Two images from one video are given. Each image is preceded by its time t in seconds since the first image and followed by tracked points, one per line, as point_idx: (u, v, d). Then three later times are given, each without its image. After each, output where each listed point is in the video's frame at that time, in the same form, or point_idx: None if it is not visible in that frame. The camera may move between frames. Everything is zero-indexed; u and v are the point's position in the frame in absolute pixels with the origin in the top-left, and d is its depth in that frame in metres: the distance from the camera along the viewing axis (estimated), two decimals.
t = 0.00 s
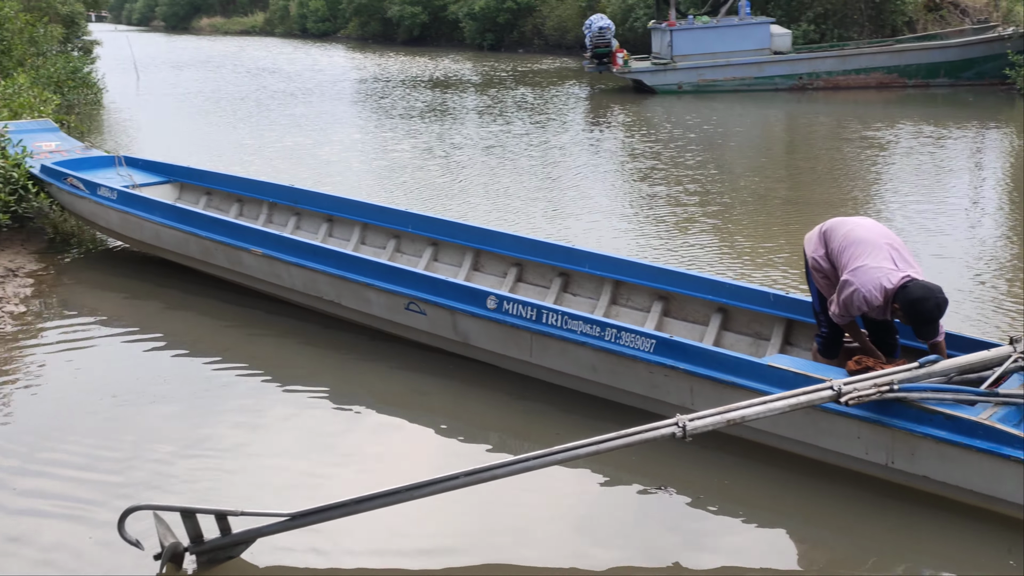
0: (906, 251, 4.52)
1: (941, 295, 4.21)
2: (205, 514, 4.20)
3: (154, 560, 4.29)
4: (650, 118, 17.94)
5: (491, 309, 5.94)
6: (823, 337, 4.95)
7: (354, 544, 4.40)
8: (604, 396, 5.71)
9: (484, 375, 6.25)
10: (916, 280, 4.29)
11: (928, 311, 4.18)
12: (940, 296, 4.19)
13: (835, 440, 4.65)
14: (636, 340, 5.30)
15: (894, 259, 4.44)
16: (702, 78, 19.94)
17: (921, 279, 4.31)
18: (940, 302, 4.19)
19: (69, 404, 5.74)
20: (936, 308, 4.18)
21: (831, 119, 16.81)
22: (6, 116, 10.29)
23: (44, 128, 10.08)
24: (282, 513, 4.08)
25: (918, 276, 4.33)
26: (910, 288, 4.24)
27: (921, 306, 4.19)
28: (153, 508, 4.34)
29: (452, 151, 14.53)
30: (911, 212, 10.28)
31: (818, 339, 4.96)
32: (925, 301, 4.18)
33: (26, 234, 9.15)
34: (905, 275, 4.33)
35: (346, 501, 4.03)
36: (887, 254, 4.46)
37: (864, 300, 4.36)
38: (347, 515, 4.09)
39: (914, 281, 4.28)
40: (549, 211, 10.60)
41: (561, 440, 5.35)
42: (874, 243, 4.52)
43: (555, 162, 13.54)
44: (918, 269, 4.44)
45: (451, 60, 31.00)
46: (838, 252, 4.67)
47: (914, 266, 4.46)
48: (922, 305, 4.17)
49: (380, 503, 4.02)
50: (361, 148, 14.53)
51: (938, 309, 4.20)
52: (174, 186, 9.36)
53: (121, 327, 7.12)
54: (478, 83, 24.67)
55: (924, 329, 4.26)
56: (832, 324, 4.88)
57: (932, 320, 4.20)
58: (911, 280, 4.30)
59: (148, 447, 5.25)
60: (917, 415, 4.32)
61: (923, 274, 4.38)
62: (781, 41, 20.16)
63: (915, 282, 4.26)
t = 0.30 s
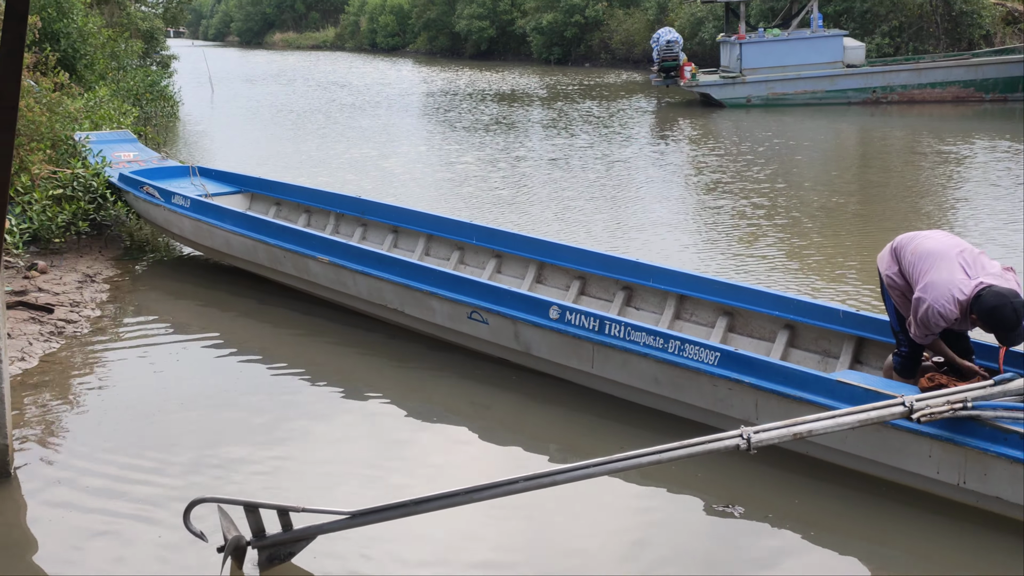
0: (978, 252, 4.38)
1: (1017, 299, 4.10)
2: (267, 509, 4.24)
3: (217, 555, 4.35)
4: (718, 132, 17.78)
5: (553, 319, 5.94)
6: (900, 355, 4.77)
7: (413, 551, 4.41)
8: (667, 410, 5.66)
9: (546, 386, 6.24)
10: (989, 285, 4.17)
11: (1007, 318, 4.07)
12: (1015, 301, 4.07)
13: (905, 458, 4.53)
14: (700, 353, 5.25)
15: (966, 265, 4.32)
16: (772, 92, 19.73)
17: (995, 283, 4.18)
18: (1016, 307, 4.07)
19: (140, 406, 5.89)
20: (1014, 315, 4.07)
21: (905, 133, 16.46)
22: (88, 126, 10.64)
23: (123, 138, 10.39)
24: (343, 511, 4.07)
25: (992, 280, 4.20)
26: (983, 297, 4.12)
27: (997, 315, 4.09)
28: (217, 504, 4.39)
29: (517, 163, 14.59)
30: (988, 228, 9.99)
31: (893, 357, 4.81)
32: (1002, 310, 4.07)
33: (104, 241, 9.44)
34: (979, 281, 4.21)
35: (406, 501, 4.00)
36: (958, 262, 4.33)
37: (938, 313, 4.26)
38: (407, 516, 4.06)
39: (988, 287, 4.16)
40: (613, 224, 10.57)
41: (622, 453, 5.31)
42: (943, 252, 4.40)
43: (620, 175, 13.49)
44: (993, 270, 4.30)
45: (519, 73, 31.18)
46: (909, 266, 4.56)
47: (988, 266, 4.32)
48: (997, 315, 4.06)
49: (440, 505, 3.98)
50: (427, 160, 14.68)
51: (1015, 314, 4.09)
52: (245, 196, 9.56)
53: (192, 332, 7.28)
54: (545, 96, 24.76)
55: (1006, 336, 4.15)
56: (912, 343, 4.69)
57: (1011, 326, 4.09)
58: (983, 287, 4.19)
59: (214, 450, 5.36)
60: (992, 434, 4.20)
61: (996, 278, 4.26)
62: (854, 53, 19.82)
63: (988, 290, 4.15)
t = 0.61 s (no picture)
0: (975, 247, 4.37)
1: (1015, 287, 4.07)
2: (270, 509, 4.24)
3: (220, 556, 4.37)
4: (724, 138, 17.78)
5: (557, 323, 5.94)
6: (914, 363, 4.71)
7: (415, 557, 4.42)
8: (670, 415, 5.66)
9: (550, 392, 6.24)
10: (985, 278, 4.15)
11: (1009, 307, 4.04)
12: (1012, 290, 4.04)
13: (909, 463, 4.52)
14: (703, 356, 5.25)
15: (962, 262, 4.32)
16: (778, 98, 19.72)
17: (992, 275, 4.17)
18: (1015, 295, 4.04)
19: (145, 412, 5.92)
20: (1015, 303, 4.03)
21: (912, 139, 16.46)
22: (95, 133, 10.69)
23: (130, 144, 10.44)
24: (346, 512, 4.08)
25: (989, 272, 4.19)
26: (980, 290, 4.11)
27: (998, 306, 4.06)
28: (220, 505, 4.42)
29: (523, 169, 14.61)
30: (995, 233, 9.97)
31: (908, 365, 4.75)
32: (1001, 300, 4.04)
33: (111, 247, 9.48)
34: (975, 276, 4.21)
35: (409, 503, 4.01)
36: (954, 260, 4.34)
37: (941, 313, 4.24)
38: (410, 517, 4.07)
39: (983, 280, 4.15)
40: (617, 229, 10.58)
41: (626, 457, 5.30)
42: (940, 253, 4.42)
43: (625, 181, 13.50)
44: (991, 261, 4.28)
45: (526, 80, 31.26)
46: (910, 271, 4.57)
47: (985, 259, 4.30)
48: (996, 306, 4.04)
49: (442, 506, 3.99)
50: (433, 166, 14.72)
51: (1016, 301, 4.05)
52: (251, 203, 9.60)
53: (198, 338, 7.32)
54: (551, 102, 24.80)
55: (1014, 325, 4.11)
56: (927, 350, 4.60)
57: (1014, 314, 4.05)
58: (981, 281, 4.16)
59: (219, 455, 5.38)
60: (995, 437, 4.19)
61: (996, 270, 4.22)
62: (860, 59, 19.66)
63: (983, 282, 4.14)
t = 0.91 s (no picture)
0: (889, 239, 4.52)
1: (920, 276, 4.21)
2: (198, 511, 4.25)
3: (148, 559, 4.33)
4: (660, 133, 17.99)
5: (491, 318, 5.98)
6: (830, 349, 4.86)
7: (351, 554, 4.41)
8: (602, 406, 5.74)
9: (484, 385, 6.28)
10: (893, 267, 4.30)
11: (912, 296, 4.19)
12: (917, 278, 4.19)
13: (831, 447, 4.66)
14: (634, 349, 5.33)
15: (874, 253, 4.47)
16: (712, 94, 20.02)
17: (900, 264, 4.31)
18: (920, 284, 4.19)
19: (71, 414, 5.83)
20: (919, 292, 4.18)
21: (842, 134, 16.85)
22: (18, 130, 10.42)
23: (55, 141, 10.20)
24: (276, 512, 4.11)
25: (898, 261, 4.33)
26: (887, 278, 4.26)
27: (902, 294, 4.20)
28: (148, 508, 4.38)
29: (460, 165, 14.61)
30: (919, 225, 10.27)
31: (824, 351, 4.90)
32: (905, 288, 4.19)
33: (36, 246, 9.26)
34: (884, 265, 4.35)
35: (340, 501, 4.06)
36: (867, 251, 4.49)
37: (850, 300, 4.39)
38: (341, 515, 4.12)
39: (891, 269, 4.30)
40: (552, 224, 10.66)
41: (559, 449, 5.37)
42: (855, 244, 4.56)
43: (562, 176, 13.58)
44: (903, 253, 4.43)
45: (463, 76, 31.19)
46: (828, 261, 4.72)
47: (897, 250, 4.45)
48: (900, 293, 4.19)
49: (373, 503, 4.04)
50: (369, 162, 14.64)
51: (920, 290, 4.20)
52: (182, 200, 9.45)
53: (127, 337, 7.20)
54: (489, 99, 24.82)
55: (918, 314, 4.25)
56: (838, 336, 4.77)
57: (917, 301, 4.20)
58: (889, 270, 4.31)
59: (148, 457, 5.32)
60: (912, 422, 4.34)
61: (905, 260, 4.37)
62: (790, 56, 20.08)
63: (890, 271, 4.29)
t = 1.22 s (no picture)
0: (773, 224, 4.74)
1: (793, 262, 4.45)
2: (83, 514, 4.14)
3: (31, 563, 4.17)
4: (564, 123, 18.13)
5: (390, 306, 5.94)
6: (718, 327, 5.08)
7: (248, 546, 4.34)
8: (503, 390, 5.77)
9: (386, 372, 6.24)
10: (770, 252, 4.53)
11: (784, 281, 4.43)
12: (789, 264, 4.43)
13: (722, 425, 4.80)
14: (533, 334, 5.38)
15: (757, 237, 4.69)
16: (614, 85, 20.28)
17: (777, 250, 4.54)
18: (792, 270, 4.42)
19: None
20: (790, 277, 4.42)
21: (740, 124, 17.27)
22: None
23: None
24: (166, 512, 4.05)
25: (776, 246, 4.56)
26: (763, 262, 4.49)
27: (775, 278, 4.44)
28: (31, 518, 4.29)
29: (364, 154, 14.45)
30: (813, 212, 10.59)
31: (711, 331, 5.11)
32: (778, 272, 4.42)
33: None
34: (763, 249, 4.58)
35: (233, 497, 4.03)
36: (750, 235, 4.71)
37: (729, 282, 4.62)
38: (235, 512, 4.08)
39: (769, 253, 4.52)
40: (458, 211, 10.64)
41: (461, 433, 5.38)
42: (740, 228, 4.78)
43: (467, 165, 13.56)
44: (783, 238, 4.65)
45: (367, 66, 30.78)
46: (716, 243, 4.93)
47: (779, 235, 4.67)
48: (773, 278, 4.43)
49: (269, 498, 4.02)
50: (270, 152, 14.34)
51: (792, 275, 4.44)
52: (68, 189, 9.10)
53: (11, 333, 6.91)
54: (394, 89, 24.58)
55: (790, 297, 4.50)
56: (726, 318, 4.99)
57: (789, 285, 4.44)
58: (765, 255, 4.53)
59: (33, 454, 5.13)
60: (798, 397, 4.50)
61: (782, 245, 4.60)
62: (690, 48, 20.48)
63: (767, 255, 4.52)
